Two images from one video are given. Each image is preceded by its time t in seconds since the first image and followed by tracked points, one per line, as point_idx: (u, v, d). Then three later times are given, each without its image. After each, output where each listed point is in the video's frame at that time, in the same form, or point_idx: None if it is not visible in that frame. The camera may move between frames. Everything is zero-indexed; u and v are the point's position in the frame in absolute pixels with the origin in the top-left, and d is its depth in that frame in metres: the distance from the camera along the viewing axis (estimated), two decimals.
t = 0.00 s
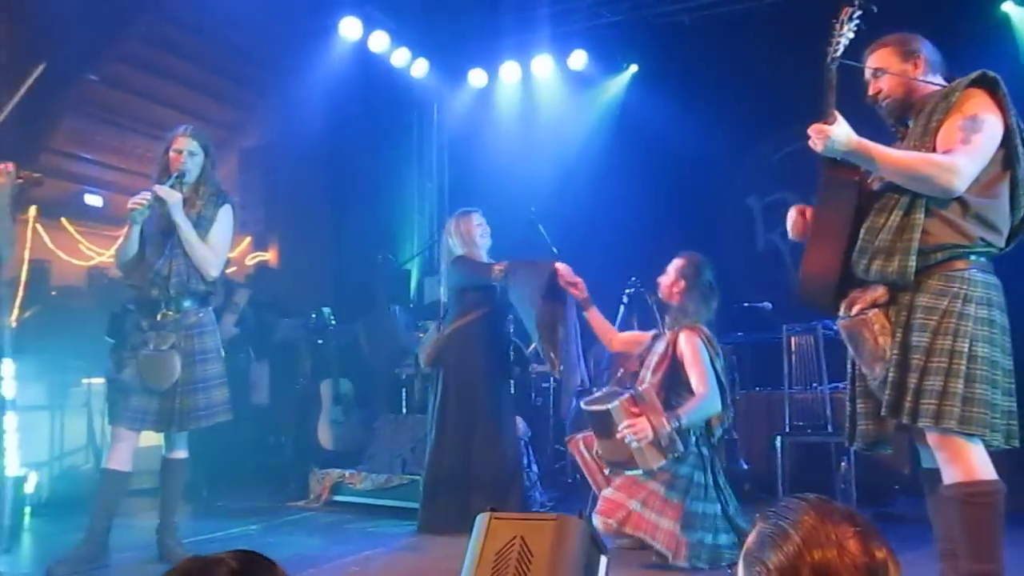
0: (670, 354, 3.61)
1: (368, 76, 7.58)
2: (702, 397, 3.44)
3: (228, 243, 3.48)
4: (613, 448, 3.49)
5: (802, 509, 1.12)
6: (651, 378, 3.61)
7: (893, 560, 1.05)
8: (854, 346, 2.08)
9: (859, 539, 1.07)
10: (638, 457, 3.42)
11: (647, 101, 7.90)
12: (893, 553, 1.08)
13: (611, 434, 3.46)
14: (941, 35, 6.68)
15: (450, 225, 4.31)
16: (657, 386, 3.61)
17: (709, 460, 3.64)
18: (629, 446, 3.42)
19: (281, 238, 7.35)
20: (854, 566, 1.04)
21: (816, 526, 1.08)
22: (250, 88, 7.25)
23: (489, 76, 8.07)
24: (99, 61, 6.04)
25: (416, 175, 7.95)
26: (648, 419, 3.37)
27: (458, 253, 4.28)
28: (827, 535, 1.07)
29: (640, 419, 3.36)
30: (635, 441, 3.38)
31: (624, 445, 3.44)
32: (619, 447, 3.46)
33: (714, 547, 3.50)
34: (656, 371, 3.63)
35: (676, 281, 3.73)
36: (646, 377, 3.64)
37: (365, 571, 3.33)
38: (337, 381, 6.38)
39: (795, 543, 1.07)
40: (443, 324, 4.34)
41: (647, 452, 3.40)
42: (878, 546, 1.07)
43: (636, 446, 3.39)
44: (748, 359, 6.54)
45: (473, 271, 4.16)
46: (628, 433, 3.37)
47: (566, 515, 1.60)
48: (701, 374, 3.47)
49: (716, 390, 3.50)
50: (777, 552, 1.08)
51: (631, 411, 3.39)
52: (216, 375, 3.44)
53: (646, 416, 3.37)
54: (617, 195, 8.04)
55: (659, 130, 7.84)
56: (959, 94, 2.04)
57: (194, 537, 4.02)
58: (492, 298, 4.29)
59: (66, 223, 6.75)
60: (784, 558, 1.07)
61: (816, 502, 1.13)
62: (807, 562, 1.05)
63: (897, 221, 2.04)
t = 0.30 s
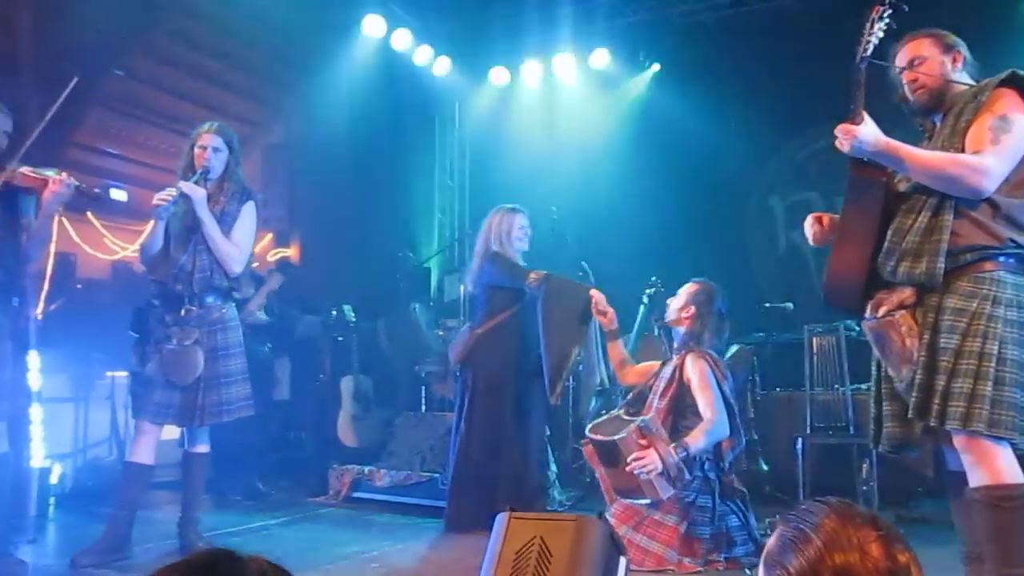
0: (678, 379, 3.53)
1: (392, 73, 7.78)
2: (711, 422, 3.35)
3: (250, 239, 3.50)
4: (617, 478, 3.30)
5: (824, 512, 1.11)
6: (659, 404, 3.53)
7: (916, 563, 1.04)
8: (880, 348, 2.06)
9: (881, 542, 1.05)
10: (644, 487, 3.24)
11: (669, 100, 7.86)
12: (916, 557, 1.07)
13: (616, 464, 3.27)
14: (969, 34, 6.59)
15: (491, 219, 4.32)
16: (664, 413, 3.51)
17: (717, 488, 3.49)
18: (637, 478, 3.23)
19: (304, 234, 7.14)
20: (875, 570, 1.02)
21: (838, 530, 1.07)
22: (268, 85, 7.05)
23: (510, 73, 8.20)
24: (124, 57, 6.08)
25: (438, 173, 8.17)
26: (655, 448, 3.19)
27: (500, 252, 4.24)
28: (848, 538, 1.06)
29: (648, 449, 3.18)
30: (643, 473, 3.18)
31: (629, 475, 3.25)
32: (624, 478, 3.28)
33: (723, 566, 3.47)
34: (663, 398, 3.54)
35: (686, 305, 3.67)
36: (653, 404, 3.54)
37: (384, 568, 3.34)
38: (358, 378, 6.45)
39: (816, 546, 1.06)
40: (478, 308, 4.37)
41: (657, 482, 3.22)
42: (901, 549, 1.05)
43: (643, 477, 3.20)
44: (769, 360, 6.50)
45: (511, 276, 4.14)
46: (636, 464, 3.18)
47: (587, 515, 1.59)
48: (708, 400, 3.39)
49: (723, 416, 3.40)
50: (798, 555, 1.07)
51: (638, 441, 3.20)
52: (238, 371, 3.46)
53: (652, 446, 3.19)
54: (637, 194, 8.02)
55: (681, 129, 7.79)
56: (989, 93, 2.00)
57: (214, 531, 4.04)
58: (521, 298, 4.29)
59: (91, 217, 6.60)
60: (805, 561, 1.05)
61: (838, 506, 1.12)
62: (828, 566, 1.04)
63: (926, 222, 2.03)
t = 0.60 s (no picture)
0: (663, 371, 3.54)
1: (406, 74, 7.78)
2: (706, 401, 3.33)
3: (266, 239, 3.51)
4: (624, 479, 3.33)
5: (842, 512, 1.10)
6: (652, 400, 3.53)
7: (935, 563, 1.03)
8: (899, 347, 2.02)
9: (900, 542, 1.04)
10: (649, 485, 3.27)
11: (684, 99, 7.84)
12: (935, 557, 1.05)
13: (620, 466, 3.30)
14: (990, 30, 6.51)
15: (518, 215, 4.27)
16: (656, 408, 3.52)
17: (724, 469, 3.44)
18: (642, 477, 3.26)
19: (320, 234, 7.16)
20: (893, 570, 1.02)
21: (855, 529, 1.06)
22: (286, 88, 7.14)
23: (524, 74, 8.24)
24: (141, 59, 6.12)
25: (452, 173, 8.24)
26: (653, 445, 3.23)
27: (530, 249, 4.19)
28: (866, 539, 1.05)
29: (646, 448, 3.22)
30: (646, 471, 3.22)
31: (633, 476, 3.29)
32: (629, 480, 3.31)
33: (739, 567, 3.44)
34: (651, 394, 3.55)
35: (663, 302, 3.67)
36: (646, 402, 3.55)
37: (400, 568, 3.34)
38: (374, 378, 6.52)
39: (834, 546, 1.05)
40: (505, 308, 4.32)
41: (660, 477, 3.25)
42: (919, 549, 1.05)
43: (648, 475, 3.23)
44: (785, 359, 6.46)
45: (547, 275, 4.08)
46: (637, 464, 3.22)
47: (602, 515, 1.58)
48: (696, 381, 3.37)
49: (716, 395, 3.38)
50: (815, 555, 1.06)
51: (635, 441, 3.26)
52: (253, 371, 3.47)
53: (649, 444, 3.23)
54: (651, 193, 7.99)
55: (696, 128, 7.76)
56: (1012, 91, 1.98)
57: (231, 531, 4.06)
58: (549, 298, 4.25)
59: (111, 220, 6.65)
60: (823, 561, 1.05)
61: (856, 505, 1.11)
62: (846, 566, 1.03)
63: (946, 222, 2.01)
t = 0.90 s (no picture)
0: (658, 369, 3.54)
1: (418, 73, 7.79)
2: (700, 399, 3.34)
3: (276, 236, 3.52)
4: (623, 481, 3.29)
5: (848, 513, 1.09)
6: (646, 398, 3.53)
7: (943, 566, 1.02)
8: (912, 350, 2.02)
9: (907, 545, 1.03)
10: (648, 484, 3.24)
11: (695, 100, 7.81)
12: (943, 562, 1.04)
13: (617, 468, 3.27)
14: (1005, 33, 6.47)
15: (530, 216, 4.27)
16: (652, 406, 3.52)
17: (724, 466, 3.48)
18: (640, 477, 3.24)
19: (330, 233, 7.15)
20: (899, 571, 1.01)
21: (862, 531, 1.05)
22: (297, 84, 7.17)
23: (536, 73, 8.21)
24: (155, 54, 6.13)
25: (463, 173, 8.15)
26: (649, 443, 3.21)
27: (541, 249, 4.16)
28: (872, 541, 1.04)
29: (642, 447, 3.20)
30: (643, 470, 3.20)
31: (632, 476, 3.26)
32: (627, 483, 3.28)
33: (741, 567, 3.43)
34: (647, 392, 3.55)
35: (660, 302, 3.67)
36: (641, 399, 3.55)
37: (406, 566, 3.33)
38: (382, 377, 6.52)
39: (840, 547, 1.04)
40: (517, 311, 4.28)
41: (659, 477, 3.23)
42: (927, 552, 1.04)
43: (646, 475, 3.21)
44: (795, 362, 6.42)
45: (563, 275, 4.06)
46: (634, 464, 3.19)
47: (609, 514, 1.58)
48: (690, 378, 3.37)
49: (710, 392, 3.38)
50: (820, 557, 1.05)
51: (630, 440, 3.23)
52: (262, 367, 3.48)
53: (645, 444, 3.21)
54: (663, 194, 7.96)
55: (708, 130, 7.73)
56: None
57: (238, 527, 4.06)
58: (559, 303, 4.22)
59: (121, 215, 6.70)
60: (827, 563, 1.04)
61: (863, 507, 1.10)
62: (852, 567, 1.03)
63: (962, 225, 1.99)
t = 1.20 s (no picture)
0: (659, 371, 3.55)
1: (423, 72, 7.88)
2: (702, 401, 3.33)
3: (278, 235, 3.53)
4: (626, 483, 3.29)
5: (847, 513, 1.09)
6: (648, 401, 3.54)
7: (942, 566, 1.02)
8: (913, 351, 2.02)
9: (905, 545, 1.03)
10: (651, 486, 3.23)
11: (697, 100, 7.82)
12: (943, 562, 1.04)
13: (620, 469, 3.27)
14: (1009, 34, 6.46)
15: (529, 216, 4.27)
16: (653, 408, 3.53)
17: (726, 468, 3.46)
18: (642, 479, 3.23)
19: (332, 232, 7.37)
20: (899, 572, 1.01)
21: (861, 531, 1.05)
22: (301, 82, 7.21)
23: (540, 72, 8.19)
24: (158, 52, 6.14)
25: (465, 171, 8.10)
26: (651, 446, 3.21)
27: (541, 249, 4.17)
28: (871, 542, 1.04)
29: (646, 450, 3.20)
30: (646, 472, 3.19)
31: (634, 478, 3.26)
32: (630, 484, 3.28)
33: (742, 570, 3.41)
34: (648, 393, 3.56)
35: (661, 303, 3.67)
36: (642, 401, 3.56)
37: (407, 565, 3.33)
38: (382, 376, 6.56)
39: (839, 547, 1.04)
40: (516, 310, 4.28)
41: (661, 479, 3.22)
42: (926, 552, 1.03)
43: (648, 477, 3.20)
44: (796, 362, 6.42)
45: (564, 275, 4.06)
46: (638, 466, 3.19)
47: (609, 514, 1.57)
48: (691, 378, 3.37)
49: (712, 393, 3.37)
50: (819, 557, 1.05)
51: (633, 441, 3.23)
52: (264, 365, 3.49)
53: (648, 446, 3.21)
54: (666, 194, 7.95)
55: (710, 130, 7.73)
56: None
57: (239, 525, 4.06)
58: (558, 301, 4.22)
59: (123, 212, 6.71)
60: (827, 563, 1.04)
61: (863, 507, 1.10)
62: (852, 568, 1.02)
63: (965, 226, 1.99)
